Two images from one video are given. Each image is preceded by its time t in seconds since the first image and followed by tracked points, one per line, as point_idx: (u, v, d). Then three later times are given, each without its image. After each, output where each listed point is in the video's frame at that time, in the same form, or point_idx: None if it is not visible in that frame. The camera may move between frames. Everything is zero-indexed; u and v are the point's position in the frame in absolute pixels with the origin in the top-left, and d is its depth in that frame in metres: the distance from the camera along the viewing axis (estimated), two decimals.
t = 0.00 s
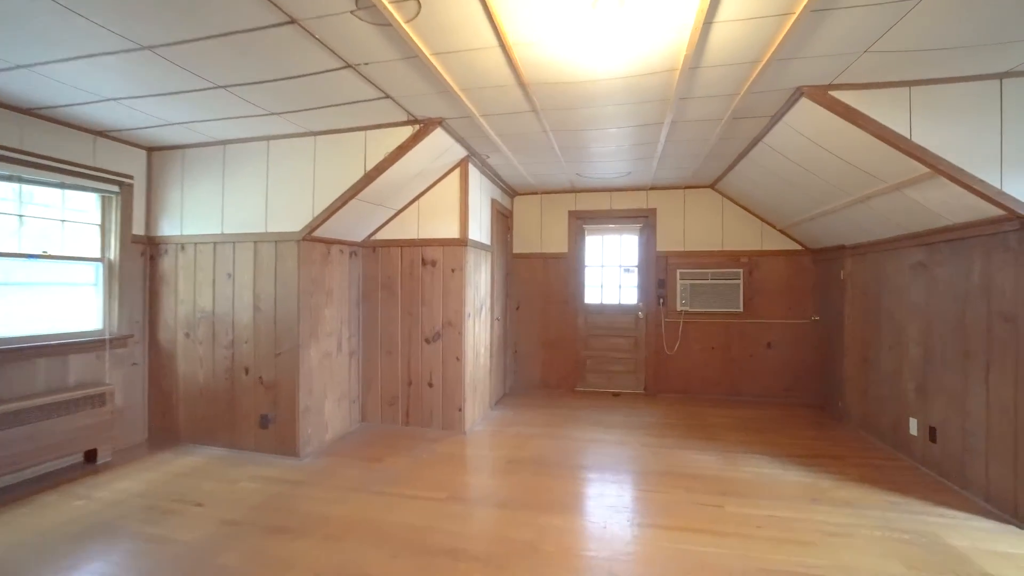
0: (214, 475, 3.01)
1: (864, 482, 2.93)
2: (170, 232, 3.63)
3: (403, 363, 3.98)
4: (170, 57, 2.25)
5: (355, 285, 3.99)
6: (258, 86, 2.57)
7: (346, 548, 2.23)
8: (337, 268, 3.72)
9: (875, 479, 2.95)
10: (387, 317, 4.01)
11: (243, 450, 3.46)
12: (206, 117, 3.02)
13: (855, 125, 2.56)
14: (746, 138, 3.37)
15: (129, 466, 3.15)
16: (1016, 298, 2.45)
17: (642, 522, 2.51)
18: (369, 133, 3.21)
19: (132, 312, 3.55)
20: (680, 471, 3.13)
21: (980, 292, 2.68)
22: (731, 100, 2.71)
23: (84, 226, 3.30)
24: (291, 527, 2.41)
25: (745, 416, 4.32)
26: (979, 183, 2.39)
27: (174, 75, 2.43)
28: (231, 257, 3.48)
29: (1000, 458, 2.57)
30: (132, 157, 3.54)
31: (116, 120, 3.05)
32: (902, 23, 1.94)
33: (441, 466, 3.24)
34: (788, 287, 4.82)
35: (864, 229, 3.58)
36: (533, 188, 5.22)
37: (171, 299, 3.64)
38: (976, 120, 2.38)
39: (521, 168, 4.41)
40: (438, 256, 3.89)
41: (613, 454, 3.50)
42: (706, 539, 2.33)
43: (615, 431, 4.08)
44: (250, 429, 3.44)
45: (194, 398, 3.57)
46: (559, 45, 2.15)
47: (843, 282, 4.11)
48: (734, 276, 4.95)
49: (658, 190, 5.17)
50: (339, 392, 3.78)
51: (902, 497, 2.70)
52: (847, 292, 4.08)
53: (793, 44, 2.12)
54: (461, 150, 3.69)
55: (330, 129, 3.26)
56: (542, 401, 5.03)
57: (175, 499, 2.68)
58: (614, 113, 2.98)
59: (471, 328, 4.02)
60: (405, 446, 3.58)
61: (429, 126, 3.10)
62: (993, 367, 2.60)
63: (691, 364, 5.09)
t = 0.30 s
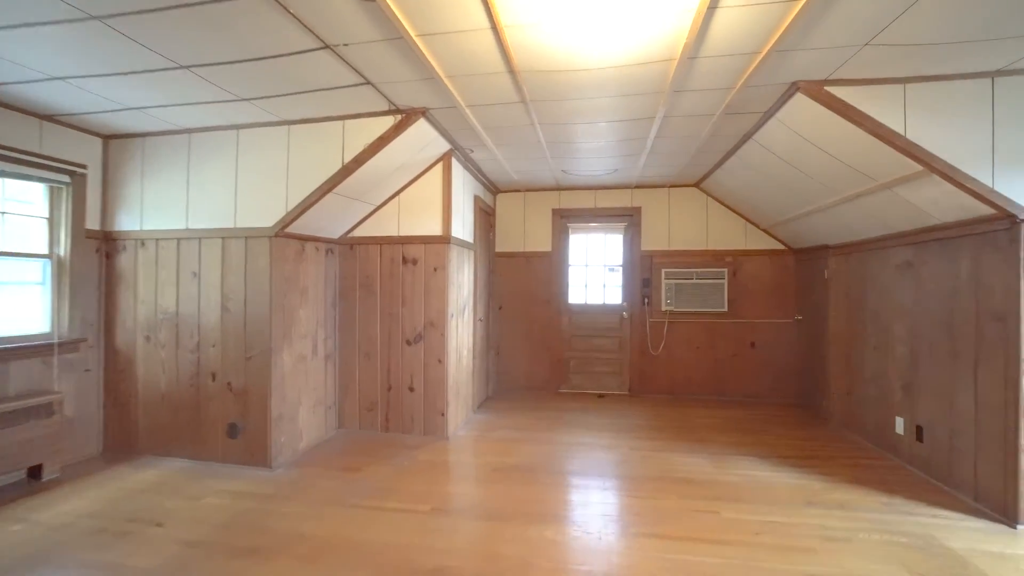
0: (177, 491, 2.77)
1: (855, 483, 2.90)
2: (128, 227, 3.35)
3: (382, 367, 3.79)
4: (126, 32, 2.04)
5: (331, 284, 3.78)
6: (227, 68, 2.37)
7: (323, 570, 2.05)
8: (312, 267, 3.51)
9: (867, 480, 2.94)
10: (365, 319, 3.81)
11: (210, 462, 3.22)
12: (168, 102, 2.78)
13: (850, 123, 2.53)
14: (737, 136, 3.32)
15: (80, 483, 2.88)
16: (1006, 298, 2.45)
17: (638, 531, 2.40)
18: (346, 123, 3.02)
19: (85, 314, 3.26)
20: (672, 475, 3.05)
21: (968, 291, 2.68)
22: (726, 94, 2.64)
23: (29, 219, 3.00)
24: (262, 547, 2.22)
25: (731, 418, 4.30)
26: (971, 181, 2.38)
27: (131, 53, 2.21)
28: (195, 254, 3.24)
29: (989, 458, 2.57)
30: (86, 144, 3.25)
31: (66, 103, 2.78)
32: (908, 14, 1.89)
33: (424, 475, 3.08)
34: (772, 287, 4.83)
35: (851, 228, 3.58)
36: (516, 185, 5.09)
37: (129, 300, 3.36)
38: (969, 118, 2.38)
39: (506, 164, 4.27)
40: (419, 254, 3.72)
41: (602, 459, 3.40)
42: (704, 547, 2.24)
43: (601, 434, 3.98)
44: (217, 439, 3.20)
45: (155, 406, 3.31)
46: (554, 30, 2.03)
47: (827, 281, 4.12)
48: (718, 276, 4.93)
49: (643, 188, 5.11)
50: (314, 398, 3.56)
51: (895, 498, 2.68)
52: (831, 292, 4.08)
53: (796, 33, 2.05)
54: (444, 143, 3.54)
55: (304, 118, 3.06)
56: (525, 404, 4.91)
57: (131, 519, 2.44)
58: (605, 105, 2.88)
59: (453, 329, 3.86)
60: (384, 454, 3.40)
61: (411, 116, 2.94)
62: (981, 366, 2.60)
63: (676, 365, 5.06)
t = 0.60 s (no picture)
0: (129, 513, 2.51)
1: (841, 484, 2.91)
2: (71, 220, 3.02)
3: (356, 371, 3.58)
4: None
5: (301, 284, 3.54)
6: (187, 45, 2.14)
7: None
8: (280, 265, 3.27)
9: (852, 481, 2.94)
10: (338, 321, 3.60)
11: (166, 479, 2.94)
12: (118, 83, 2.51)
13: (841, 122, 2.51)
14: (723, 134, 3.29)
15: (14, 507, 2.57)
16: (988, 299, 2.48)
17: (634, 542, 2.31)
18: (320, 111, 2.82)
19: (20, 317, 2.92)
20: (661, 481, 2.98)
21: (949, 292, 2.72)
22: (719, 90, 2.59)
23: None
24: None
25: (713, 419, 4.29)
26: (958, 183, 2.40)
27: (75, 23, 1.96)
28: (150, 251, 2.95)
29: (970, 456, 2.59)
30: (21, 127, 2.90)
31: None
32: (910, 11, 1.87)
33: (403, 487, 2.90)
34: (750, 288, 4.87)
35: (831, 230, 3.61)
36: (495, 182, 4.95)
37: (73, 301, 3.03)
38: (957, 120, 2.40)
39: (487, 160, 4.13)
40: (396, 253, 3.53)
41: (588, 465, 3.31)
42: (702, 558, 2.17)
43: (585, 438, 3.89)
44: (175, 453, 2.93)
45: (103, 419, 3.00)
46: (550, 15, 1.91)
47: (806, 282, 4.16)
48: (698, 277, 4.94)
49: (623, 187, 5.06)
50: (283, 406, 3.32)
51: (881, 499, 2.69)
52: (809, 293, 4.13)
53: (799, 27, 2.00)
54: (424, 136, 3.37)
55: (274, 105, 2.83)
56: (505, 408, 4.77)
57: (75, 548, 2.18)
58: (595, 99, 2.78)
59: (432, 331, 3.69)
60: (360, 464, 3.20)
61: (390, 105, 2.76)
62: (962, 365, 2.63)
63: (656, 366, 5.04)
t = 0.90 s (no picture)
0: (81, 536, 2.26)
1: (830, 484, 2.91)
2: (11, 211, 2.71)
3: (333, 375, 3.39)
4: None
5: (274, 283, 3.32)
6: (150, 19, 1.94)
7: None
8: (251, 263, 3.05)
9: (840, 480, 2.95)
10: (313, 322, 3.39)
11: (122, 496, 2.68)
12: (68, 59, 2.26)
13: (834, 121, 2.50)
14: (713, 132, 3.26)
15: None
16: (973, 298, 2.52)
17: (632, 550, 2.23)
18: (297, 97, 2.63)
19: None
20: (653, 484, 2.91)
21: (934, 291, 2.75)
22: (714, 85, 2.54)
23: None
24: None
25: (697, 420, 4.29)
26: (946, 183, 2.42)
27: None
28: (104, 246, 2.68)
29: (955, 453, 2.62)
30: None
31: None
32: (914, 7, 1.85)
33: (386, 498, 2.74)
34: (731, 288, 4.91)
35: (814, 230, 3.64)
36: (477, 179, 4.81)
37: (13, 301, 2.72)
38: (944, 121, 2.42)
39: (470, 154, 3.99)
40: (376, 251, 3.35)
41: (577, 469, 3.22)
42: (704, 565, 2.10)
43: (571, 442, 3.80)
44: (132, 467, 2.68)
45: (48, 432, 2.70)
46: None
47: (788, 282, 4.19)
48: (681, 276, 4.94)
49: (606, 186, 5.01)
50: (254, 413, 3.10)
51: (871, 498, 2.70)
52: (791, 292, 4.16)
53: (803, 20, 1.95)
54: (407, 128, 3.21)
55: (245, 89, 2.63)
56: (486, 411, 4.64)
57: None
58: (588, 91, 2.69)
59: (414, 333, 3.52)
60: (338, 474, 3.02)
61: (373, 93, 2.60)
62: (947, 363, 2.66)
63: (640, 367, 5.01)
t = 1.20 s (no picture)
0: None
1: (814, 484, 2.92)
2: None
3: (302, 382, 3.14)
4: None
5: (235, 284, 3.05)
6: None
7: None
8: (210, 261, 2.77)
9: (823, 479, 2.97)
10: (280, 326, 3.14)
11: (57, 526, 2.35)
12: None
13: (823, 121, 2.49)
14: (699, 131, 3.23)
15: None
16: (951, 298, 2.57)
17: (630, 563, 2.13)
18: (265, 79, 2.40)
19: None
20: (642, 489, 2.84)
21: (912, 292, 2.80)
22: (708, 81, 2.49)
23: None
24: None
25: (676, 421, 4.28)
26: (929, 185, 2.46)
27: None
28: (34, 242, 2.34)
29: (933, 450, 2.67)
30: None
31: None
32: (914, 6, 1.84)
33: (363, 515, 2.54)
34: (707, 288, 4.95)
35: (792, 231, 3.69)
36: (452, 175, 4.64)
37: None
38: (927, 124, 2.46)
39: (448, 149, 3.82)
40: (349, 249, 3.12)
41: (563, 476, 3.11)
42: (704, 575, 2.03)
43: (552, 447, 3.70)
44: (70, 493, 2.36)
45: None
46: None
47: (765, 282, 4.24)
48: (658, 277, 4.93)
49: (584, 185, 4.95)
50: (213, 425, 2.82)
51: (855, 496, 2.72)
52: (768, 292, 4.21)
53: (805, 16, 1.92)
54: (384, 117, 3.01)
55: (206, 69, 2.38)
56: (462, 416, 4.48)
57: None
58: (579, 82, 2.59)
59: (389, 336, 3.32)
60: (309, 490, 2.80)
61: (350, 78, 2.40)
62: (925, 362, 2.71)
63: (617, 368, 4.98)
